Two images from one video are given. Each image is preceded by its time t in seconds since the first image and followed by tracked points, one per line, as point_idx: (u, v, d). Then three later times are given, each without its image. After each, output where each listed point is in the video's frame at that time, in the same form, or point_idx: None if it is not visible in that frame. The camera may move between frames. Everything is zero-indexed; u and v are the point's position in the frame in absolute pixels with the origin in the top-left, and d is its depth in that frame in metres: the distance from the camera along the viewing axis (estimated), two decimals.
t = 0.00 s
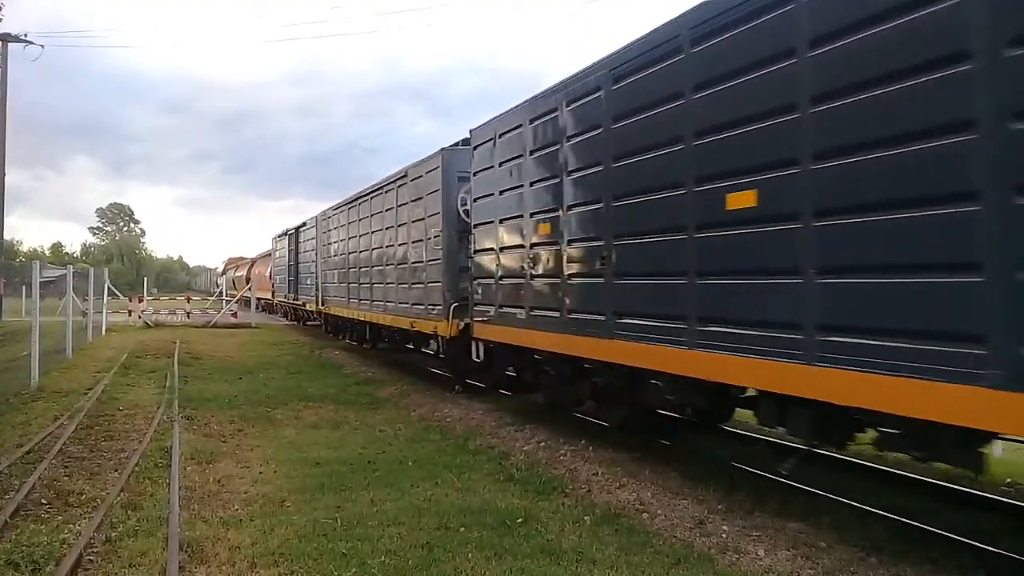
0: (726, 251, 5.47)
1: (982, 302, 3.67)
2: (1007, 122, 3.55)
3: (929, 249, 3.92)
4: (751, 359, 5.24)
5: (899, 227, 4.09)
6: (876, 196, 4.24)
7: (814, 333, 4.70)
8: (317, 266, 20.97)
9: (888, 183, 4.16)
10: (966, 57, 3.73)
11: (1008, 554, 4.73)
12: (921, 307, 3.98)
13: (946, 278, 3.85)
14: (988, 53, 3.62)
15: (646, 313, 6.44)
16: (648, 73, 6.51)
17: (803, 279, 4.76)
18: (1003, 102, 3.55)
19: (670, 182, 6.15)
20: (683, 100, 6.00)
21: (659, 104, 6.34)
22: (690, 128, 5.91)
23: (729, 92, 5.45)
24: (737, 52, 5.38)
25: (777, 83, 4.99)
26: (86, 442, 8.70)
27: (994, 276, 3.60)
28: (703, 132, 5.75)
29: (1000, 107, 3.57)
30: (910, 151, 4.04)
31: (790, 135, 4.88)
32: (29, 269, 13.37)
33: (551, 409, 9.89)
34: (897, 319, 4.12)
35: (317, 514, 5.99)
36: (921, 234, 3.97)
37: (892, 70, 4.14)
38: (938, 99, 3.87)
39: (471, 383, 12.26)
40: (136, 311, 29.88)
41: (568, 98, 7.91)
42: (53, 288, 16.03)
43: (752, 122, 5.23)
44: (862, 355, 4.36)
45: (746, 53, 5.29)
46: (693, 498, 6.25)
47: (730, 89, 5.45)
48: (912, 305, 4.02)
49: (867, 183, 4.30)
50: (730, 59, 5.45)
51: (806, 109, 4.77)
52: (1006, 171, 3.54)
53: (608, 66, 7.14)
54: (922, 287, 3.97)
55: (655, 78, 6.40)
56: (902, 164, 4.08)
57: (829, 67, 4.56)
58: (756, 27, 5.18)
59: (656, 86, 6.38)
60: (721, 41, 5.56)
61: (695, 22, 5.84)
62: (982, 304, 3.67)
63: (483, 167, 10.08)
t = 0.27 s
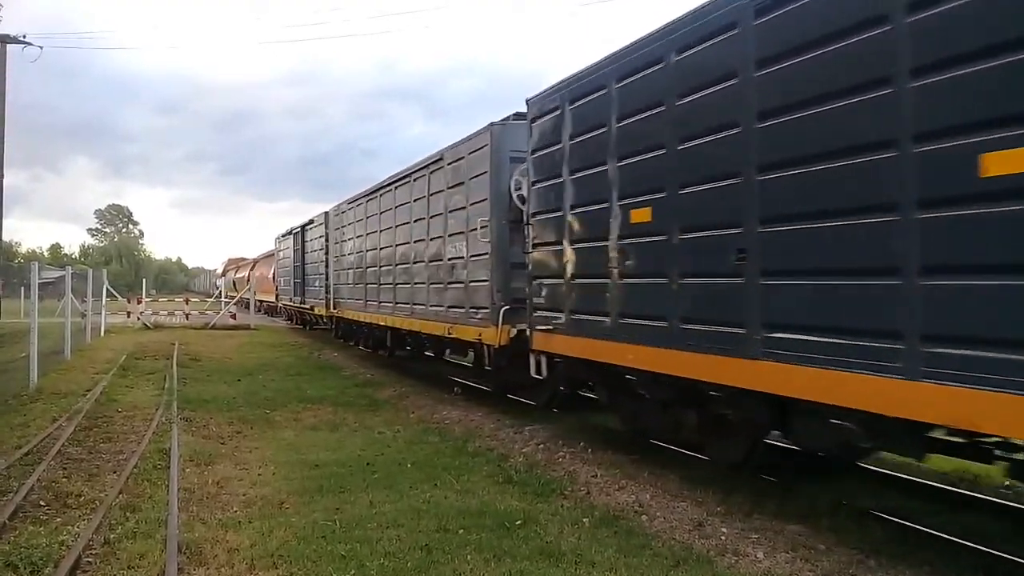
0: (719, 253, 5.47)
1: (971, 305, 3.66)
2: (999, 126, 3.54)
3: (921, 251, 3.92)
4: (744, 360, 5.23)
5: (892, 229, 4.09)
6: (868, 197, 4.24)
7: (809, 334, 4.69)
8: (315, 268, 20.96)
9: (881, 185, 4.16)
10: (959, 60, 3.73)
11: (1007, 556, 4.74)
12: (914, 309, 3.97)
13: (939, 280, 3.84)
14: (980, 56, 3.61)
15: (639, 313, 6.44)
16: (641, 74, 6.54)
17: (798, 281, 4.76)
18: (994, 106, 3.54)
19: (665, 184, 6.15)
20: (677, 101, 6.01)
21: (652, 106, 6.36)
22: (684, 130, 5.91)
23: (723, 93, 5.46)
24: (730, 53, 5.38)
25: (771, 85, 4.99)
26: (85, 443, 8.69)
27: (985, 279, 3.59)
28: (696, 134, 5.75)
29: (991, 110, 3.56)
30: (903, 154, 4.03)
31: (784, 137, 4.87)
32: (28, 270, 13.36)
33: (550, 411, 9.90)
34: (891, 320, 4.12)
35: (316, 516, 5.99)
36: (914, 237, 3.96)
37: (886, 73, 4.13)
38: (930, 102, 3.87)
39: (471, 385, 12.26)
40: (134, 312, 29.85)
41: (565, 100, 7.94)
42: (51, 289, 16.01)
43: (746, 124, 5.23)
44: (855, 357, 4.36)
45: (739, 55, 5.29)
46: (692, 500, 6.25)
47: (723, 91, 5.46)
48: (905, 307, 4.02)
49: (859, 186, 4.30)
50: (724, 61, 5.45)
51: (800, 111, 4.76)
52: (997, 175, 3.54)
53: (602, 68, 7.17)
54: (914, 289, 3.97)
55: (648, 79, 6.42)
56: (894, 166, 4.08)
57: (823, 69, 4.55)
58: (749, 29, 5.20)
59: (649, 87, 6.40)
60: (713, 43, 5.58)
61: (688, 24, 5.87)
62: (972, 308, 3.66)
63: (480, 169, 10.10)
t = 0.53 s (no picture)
0: (727, 251, 5.50)
1: (979, 301, 3.69)
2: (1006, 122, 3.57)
3: (929, 248, 3.95)
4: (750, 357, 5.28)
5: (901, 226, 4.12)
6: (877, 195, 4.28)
7: (818, 331, 4.73)
8: (316, 268, 20.97)
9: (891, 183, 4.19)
10: (965, 58, 3.75)
11: (1009, 555, 4.76)
12: (922, 306, 4.00)
13: (947, 276, 3.86)
14: (987, 53, 3.64)
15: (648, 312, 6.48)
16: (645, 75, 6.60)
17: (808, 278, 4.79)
18: (1001, 103, 3.57)
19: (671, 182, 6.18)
20: (681, 101, 6.06)
21: (656, 106, 6.42)
22: (689, 129, 5.97)
23: (728, 93, 5.52)
24: (736, 53, 5.42)
25: (777, 83, 5.03)
26: (85, 444, 8.69)
27: (992, 274, 3.62)
28: (702, 133, 5.81)
29: (999, 108, 3.58)
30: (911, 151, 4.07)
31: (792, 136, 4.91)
32: (29, 271, 13.37)
33: (551, 412, 9.91)
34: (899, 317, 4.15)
35: (317, 516, 5.99)
36: (922, 233, 4.00)
37: (895, 70, 4.16)
38: (938, 99, 3.90)
39: (472, 385, 12.27)
40: (135, 313, 29.85)
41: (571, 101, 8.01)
42: (52, 290, 16.02)
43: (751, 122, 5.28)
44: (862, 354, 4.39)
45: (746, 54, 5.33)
46: (694, 499, 6.26)
47: (729, 90, 5.50)
48: (913, 304, 4.06)
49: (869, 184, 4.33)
50: (730, 60, 5.49)
51: (807, 109, 4.80)
52: (1004, 172, 3.57)
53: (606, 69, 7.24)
54: (922, 286, 4.00)
55: (651, 79, 6.48)
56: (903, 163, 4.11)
57: (831, 67, 4.58)
58: (752, 28, 5.25)
59: (652, 87, 6.47)
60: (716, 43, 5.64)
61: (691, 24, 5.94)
62: (980, 304, 3.68)
63: (485, 170, 10.16)
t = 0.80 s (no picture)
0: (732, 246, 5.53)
1: (966, 300, 3.63)
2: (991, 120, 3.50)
3: (918, 243, 3.88)
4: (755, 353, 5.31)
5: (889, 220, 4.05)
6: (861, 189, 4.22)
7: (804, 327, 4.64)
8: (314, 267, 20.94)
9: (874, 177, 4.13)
10: (953, 54, 3.66)
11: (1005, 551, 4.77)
12: (907, 301, 3.95)
13: (936, 272, 3.80)
14: (974, 53, 3.56)
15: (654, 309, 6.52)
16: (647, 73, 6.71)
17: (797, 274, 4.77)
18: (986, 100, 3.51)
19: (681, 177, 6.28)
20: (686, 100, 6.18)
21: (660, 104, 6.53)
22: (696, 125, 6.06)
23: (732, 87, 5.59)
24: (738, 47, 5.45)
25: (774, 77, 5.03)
26: (83, 443, 8.68)
27: (981, 272, 3.55)
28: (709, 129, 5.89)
29: (983, 105, 3.52)
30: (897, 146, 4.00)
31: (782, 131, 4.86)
32: (26, 270, 13.34)
33: (549, 410, 9.91)
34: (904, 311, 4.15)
35: (315, 514, 5.99)
36: (906, 228, 3.95)
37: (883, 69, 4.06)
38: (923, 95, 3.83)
39: (470, 383, 12.27)
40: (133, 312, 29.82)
41: (571, 98, 8.09)
42: (49, 289, 16.00)
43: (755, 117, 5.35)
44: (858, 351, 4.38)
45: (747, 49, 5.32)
46: (691, 497, 6.26)
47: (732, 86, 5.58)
48: (898, 298, 4.00)
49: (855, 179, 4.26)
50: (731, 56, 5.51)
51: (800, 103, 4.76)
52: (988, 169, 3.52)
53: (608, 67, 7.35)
54: (909, 282, 3.94)
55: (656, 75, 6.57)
56: (889, 157, 4.05)
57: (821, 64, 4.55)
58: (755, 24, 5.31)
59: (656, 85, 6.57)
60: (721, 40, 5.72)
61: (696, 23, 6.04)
62: (966, 303, 3.63)
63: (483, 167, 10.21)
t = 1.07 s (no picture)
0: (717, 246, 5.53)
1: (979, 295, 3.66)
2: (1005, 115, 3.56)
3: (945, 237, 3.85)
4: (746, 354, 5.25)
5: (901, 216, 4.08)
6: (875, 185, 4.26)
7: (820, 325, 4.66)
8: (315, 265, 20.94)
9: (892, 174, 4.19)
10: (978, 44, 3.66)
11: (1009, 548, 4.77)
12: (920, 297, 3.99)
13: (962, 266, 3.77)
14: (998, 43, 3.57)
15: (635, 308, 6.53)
16: (626, 78, 6.76)
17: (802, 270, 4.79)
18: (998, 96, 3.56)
19: (652, 180, 6.30)
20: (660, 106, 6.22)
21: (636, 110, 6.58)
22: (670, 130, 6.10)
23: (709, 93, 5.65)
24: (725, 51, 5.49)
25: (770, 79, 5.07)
26: (86, 442, 8.69)
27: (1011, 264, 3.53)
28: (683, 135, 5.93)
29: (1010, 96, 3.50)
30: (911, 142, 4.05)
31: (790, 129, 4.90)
32: (29, 270, 13.37)
33: (551, 408, 9.91)
34: (909, 308, 4.17)
35: (317, 513, 6.00)
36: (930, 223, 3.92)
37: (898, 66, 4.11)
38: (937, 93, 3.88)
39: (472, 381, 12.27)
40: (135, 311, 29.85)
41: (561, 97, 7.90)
42: (52, 288, 16.03)
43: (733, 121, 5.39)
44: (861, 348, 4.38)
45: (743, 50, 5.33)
46: (694, 495, 6.26)
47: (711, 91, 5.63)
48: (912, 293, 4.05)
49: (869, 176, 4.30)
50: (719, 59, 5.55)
51: (803, 103, 4.80)
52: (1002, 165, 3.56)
53: (584, 72, 7.39)
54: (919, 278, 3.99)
55: (635, 80, 6.62)
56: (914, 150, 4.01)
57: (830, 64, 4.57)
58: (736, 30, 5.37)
59: (634, 90, 6.62)
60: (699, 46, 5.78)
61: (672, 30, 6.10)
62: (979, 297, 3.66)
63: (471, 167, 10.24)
